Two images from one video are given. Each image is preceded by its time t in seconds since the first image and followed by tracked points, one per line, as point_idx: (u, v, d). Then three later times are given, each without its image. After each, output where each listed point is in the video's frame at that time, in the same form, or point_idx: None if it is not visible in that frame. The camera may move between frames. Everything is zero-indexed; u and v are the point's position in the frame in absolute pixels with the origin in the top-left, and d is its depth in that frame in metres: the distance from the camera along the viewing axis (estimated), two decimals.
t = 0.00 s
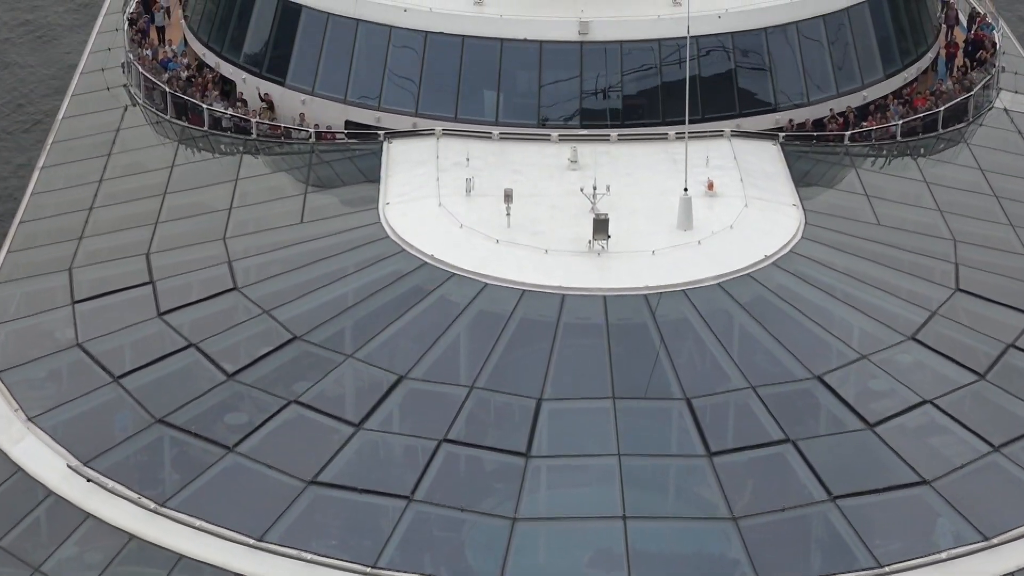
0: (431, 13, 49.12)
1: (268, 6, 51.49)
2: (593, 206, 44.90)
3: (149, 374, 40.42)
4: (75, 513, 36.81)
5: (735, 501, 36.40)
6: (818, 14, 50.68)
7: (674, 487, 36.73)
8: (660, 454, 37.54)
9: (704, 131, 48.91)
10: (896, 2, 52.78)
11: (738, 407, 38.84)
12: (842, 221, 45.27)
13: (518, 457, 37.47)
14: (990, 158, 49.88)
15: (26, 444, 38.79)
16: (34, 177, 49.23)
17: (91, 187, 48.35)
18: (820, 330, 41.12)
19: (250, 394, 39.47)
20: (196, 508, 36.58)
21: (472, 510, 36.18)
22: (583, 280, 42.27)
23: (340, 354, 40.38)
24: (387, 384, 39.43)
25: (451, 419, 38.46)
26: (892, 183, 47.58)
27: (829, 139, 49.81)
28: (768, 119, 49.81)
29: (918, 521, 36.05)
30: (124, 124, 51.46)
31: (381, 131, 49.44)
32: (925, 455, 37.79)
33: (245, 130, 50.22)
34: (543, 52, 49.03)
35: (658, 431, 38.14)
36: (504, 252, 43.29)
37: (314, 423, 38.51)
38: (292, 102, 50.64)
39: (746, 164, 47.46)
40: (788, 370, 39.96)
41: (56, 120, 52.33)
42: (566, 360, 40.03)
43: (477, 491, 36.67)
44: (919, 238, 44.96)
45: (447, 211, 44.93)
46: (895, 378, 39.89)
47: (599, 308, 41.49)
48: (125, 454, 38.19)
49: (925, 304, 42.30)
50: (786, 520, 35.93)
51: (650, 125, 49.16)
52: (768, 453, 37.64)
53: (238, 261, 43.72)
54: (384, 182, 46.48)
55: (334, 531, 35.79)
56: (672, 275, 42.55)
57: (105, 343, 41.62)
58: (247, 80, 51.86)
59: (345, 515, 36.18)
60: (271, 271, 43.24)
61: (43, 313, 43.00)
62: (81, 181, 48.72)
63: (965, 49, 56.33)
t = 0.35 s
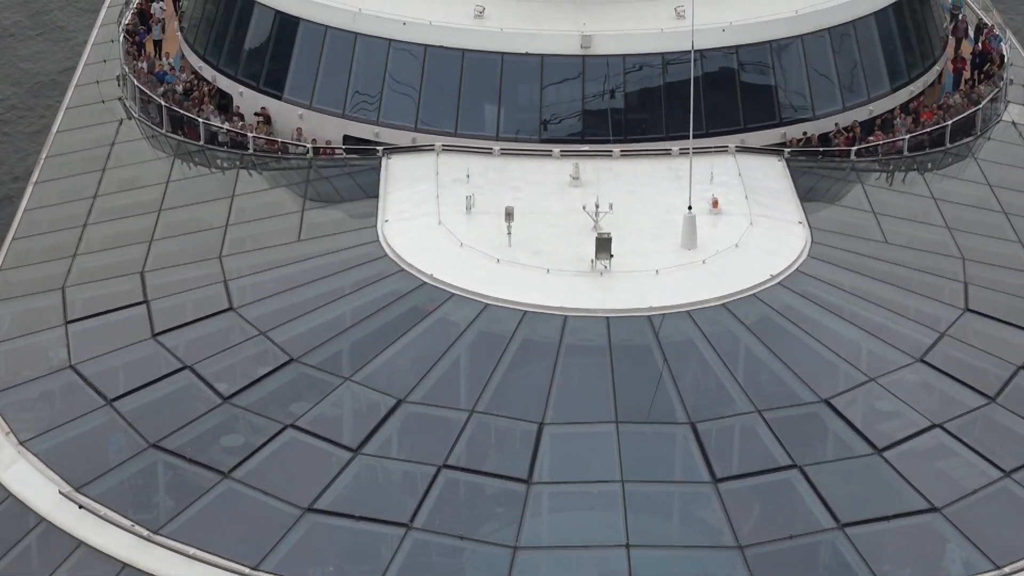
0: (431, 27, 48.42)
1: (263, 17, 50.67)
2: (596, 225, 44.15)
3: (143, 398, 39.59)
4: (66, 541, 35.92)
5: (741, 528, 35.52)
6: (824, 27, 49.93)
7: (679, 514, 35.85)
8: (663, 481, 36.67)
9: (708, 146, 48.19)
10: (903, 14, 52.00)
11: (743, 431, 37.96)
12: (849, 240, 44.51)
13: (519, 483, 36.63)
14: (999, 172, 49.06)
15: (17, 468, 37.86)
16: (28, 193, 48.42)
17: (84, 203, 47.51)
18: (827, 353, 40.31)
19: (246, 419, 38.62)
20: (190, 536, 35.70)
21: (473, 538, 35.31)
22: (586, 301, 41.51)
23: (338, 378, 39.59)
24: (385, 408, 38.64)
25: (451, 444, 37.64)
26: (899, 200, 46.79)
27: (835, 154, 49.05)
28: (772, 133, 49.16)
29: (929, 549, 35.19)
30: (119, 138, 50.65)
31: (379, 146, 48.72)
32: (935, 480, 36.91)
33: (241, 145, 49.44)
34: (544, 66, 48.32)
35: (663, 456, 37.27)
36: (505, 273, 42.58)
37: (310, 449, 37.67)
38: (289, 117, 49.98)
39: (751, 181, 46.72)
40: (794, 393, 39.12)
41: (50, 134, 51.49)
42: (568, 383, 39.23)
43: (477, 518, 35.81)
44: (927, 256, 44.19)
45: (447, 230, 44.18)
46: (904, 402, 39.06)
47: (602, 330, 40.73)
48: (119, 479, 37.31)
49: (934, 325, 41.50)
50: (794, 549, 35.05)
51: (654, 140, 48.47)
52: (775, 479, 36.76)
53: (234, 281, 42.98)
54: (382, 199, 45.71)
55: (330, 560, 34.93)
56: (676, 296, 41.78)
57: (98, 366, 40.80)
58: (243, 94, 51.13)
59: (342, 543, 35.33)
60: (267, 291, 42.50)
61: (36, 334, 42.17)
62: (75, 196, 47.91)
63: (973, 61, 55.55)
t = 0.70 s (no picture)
0: (430, 40, 47.70)
1: (261, 30, 49.97)
2: (598, 243, 43.39)
3: (137, 421, 38.77)
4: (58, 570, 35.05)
5: (748, 557, 34.66)
6: (830, 41, 49.23)
7: (684, 542, 35.00)
8: (668, 507, 35.84)
9: (713, 163, 47.51)
10: (910, 27, 51.40)
11: (750, 457, 37.15)
12: (857, 259, 43.75)
13: (520, 510, 35.81)
14: (1008, 188, 48.24)
15: (7, 495, 37.00)
16: (21, 209, 47.64)
17: (78, 220, 46.75)
18: (834, 376, 39.53)
19: (241, 443, 37.80)
20: (184, 564, 34.84)
21: (473, 567, 34.46)
22: (588, 323, 40.75)
23: (335, 401, 38.79)
24: (384, 433, 37.84)
25: (451, 469, 36.83)
26: (907, 217, 46.01)
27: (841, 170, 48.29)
28: (777, 149, 48.50)
29: None
30: (113, 153, 49.91)
31: (378, 162, 48.09)
32: (946, 507, 36.06)
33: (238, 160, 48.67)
34: (545, 80, 47.63)
35: (668, 483, 36.44)
36: (506, 293, 41.82)
37: (307, 475, 36.84)
38: (287, 132, 49.32)
39: (756, 198, 45.98)
40: (801, 417, 38.32)
41: (43, 148, 50.76)
42: (571, 406, 38.47)
43: (477, 547, 34.97)
44: (936, 275, 43.43)
45: (447, 249, 43.42)
46: (913, 426, 38.24)
47: (605, 352, 39.98)
48: (112, 506, 36.44)
49: (943, 347, 40.73)
50: None
51: (657, 156, 47.84)
52: (783, 506, 35.92)
53: (230, 301, 42.25)
54: (381, 217, 44.96)
55: None
56: (680, 317, 41.03)
57: (92, 388, 39.97)
58: (240, 108, 50.47)
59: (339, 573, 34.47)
60: (264, 311, 41.76)
61: (28, 355, 41.34)
62: (69, 213, 47.14)
63: (980, 74, 54.85)
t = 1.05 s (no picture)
0: (430, 54, 46.94)
1: (257, 43, 49.21)
2: (601, 263, 42.69)
3: (130, 446, 37.94)
4: None
5: None
6: (835, 53, 48.47)
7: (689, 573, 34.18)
8: (673, 536, 35.01)
9: (718, 179, 46.75)
10: (917, 40, 50.64)
11: (756, 483, 36.31)
12: (864, 279, 42.94)
13: (522, 539, 34.99)
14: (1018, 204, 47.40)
15: None
16: (13, 226, 46.86)
17: (71, 237, 45.97)
18: (842, 400, 38.71)
19: (236, 470, 36.95)
20: None
21: None
22: (591, 345, 39.96)
23: (332, 426, 37.97)
24: (382, 459, 37.00)
25: (450, 497, 35.99)
26: (915, 235, 45.20)
27: (847, 186, 47.56)
28: (783, 164, 47.84)
29: None
30: (108, 168, 49.16)
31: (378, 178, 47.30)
32: (957, 536, 35.19)
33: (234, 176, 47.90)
34: (548, 95, 46.86)
35: (673, 511, 35.60)
36: (507, 314, 41.06)
37: (303, 502, 36.00)
38: (285, 147, 48.59)
39: (762, 216, 45.22)
40: (809, 442, 37.49)
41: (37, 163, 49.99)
42: (573, 430, 37.68)
43: None
44: (945, 295, 42.61)
45: (447, 269, 42.65)
46: (923, 451, 37.39)
47: (608, 375, 39.20)
48: (104, 534, 35.60)
49: (952, 370, 39.91)
50: None
51: (661, 172, 47.13)
52: (790, 535, 35.08)
53: (226, 321, 41.49)
54: (380, 236, 44.18)
55: None
56: (685, 339, 40.27)
57: (85, 412, 39.14)
58: (236, 122, 49.73)
59: None
60: (261, 332, 41.00)
61: (19, 377, 40.51)
62: (63, 229, 46.37)
63: (988, 87, 54.08)
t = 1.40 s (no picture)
0: (429, 69, 46.22)
1: (254, 57, 48.48)
2: (604, 283, 41.95)
3: (124, 472, 37.05)
4: None
5: None
6: (841, 67, 47.72)
7: None
8: (678, 566, 34.19)
9: (722, 197, 46.02)
10: (924, 53, 49.90)
11: (764, 511, 35.45)
12: (871, 299, 42.16)
13: (523, 569, 34.15)
14: None
15: None
16: (5, 244, 46.03)
17: (65, 255, 45.16)
18: (851, 425, 37.89)
19: (231, 496, 36.07)
20: None
21: None
22: (593, 369, 39.18)
23: (329, 452, 37.15)
24: (380, 485, 36.16)
25: (450, 524, 35.13)
26: (923, 254, 44.42)
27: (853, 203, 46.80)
28: (788, 180, 47.09)
29: None
30: (103, 184, 48.37)
31: (376, 195, 46.54)
32: (969, 565, 34.34)
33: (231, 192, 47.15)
34: (549, 110, 46.08)
35: (678, 540, 34.77)
36: (507, 336, 40.31)
37: (300, 530, 35.13)
38: (281, 163, 47.85)
39: (766, 234, 44.49)
40: (817, 469, 36.65)
41: (30, 179, 49.17)
42: (575, 456, 36.89)
43: None
44: (954, 316, 41.84)
45: (447, 289, 41.89)
46: (934, 477, 36.56)
47: (611, 400, 38.43)
48: (95, 563, 34.69)
49: (962, 394, 39.12)
50: None
51: (664, 189, 46.43)
52: (799, 564, 34.23)
53: (221, 343, 40.74)
54: (378, 255, 43.41)
55: None
56: (689, 362, 39.51)
57: (77, 436, 38.24)
58: (232, 137, 49.01)
59: None
60: (257, 354, 40.26)
61: (10, 400, 39.61)
62: (56, 247, 45.58)
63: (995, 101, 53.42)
